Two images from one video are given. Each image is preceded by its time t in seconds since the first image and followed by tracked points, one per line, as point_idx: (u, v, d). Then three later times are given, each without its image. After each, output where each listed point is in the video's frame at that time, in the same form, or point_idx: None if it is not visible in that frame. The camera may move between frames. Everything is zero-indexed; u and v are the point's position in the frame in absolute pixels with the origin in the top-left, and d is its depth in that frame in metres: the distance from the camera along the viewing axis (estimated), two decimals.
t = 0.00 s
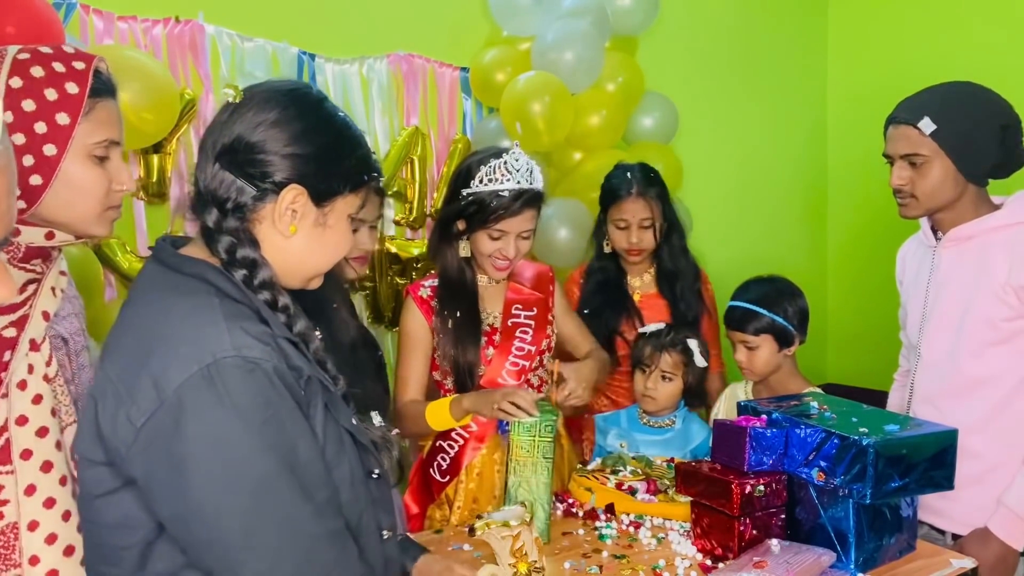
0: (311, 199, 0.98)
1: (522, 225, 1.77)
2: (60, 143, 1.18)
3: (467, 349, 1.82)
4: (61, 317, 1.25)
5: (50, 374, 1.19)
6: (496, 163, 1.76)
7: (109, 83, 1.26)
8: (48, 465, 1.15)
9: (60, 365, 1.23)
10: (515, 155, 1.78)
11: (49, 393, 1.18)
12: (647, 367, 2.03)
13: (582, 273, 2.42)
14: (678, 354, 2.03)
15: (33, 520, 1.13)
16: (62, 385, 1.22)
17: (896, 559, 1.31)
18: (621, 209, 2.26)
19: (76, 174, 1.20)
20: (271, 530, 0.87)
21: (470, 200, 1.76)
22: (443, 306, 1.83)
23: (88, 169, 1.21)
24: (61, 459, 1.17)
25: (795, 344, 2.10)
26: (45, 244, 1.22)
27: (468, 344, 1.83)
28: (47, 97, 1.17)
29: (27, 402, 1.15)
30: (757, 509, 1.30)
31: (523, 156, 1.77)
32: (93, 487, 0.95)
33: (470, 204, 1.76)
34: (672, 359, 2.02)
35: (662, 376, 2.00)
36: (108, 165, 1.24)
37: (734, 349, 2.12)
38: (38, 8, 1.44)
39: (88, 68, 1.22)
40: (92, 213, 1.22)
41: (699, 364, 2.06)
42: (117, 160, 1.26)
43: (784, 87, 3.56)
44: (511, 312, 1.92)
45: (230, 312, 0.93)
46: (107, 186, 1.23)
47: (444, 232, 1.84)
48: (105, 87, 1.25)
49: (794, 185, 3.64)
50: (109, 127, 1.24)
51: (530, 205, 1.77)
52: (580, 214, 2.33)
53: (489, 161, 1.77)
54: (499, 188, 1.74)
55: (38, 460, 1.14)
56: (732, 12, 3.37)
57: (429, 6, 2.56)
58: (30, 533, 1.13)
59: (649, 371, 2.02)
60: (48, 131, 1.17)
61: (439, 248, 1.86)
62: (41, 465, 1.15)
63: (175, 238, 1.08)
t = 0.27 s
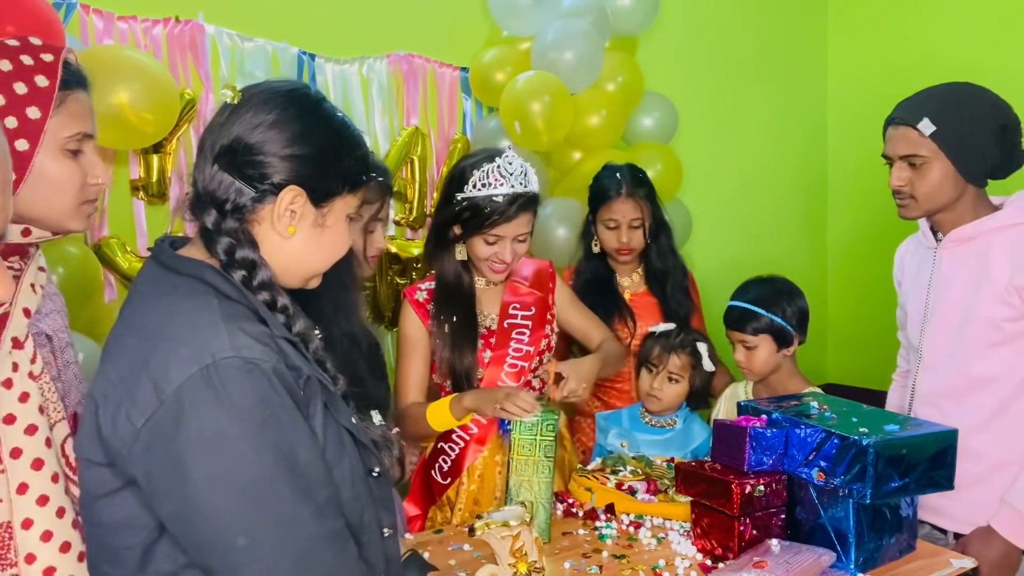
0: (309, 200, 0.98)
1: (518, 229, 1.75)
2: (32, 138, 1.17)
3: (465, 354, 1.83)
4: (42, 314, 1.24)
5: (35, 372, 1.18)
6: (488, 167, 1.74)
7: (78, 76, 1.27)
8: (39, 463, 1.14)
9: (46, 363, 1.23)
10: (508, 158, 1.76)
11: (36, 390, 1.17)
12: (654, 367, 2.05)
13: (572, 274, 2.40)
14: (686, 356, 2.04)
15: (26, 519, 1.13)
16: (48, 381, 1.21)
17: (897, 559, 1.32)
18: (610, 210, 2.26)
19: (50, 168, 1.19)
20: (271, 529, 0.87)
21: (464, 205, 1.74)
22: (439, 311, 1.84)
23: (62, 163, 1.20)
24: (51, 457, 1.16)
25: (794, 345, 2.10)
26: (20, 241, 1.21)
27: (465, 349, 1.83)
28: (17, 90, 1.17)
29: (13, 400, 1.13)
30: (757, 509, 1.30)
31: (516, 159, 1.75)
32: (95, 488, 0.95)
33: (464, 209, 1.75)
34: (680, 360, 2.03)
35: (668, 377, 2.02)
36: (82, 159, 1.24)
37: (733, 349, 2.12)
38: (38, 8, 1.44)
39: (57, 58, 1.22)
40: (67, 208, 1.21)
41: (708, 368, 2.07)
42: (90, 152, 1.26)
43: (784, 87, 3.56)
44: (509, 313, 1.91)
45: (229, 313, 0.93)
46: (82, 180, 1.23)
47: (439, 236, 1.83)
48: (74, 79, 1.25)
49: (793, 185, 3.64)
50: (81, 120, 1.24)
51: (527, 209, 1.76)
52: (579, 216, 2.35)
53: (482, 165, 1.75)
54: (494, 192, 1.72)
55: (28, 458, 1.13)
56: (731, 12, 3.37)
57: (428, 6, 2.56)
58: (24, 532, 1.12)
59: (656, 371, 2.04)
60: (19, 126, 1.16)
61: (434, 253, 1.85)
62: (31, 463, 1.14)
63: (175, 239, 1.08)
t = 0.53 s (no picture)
0: (309, 200, 0.98)
1: (515, 232, 1.75)
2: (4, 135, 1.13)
3: (462, 356, 1.84)
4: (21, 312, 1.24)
5: (19, 372, 1.13)
6: (483, 171, 1.74)
7: (44, 65, 1.22)
8: (31, 463, 1.09)
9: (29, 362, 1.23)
10: (503, 161, 1.75)
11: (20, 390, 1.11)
12: (647, 370, 2.03)
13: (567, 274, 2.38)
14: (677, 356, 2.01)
15: (20, 520, 1.09)
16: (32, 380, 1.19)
17: (897, 559, 1.32)
18: (605, 209, 2.24)
19: (24, 165, 1.18)
20: (271, 529, 0.87)
21: (460, 210, 1.75)
22: (437, 314, 1.84)
23: (34, 158, 1.19)
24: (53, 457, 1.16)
25: (794, 344, 2.09)
26: None
27: (462, 350, 1.84)
28: None
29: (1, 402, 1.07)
30: (757, 509, 1.30)
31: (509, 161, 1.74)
32: (96, 487, 0.95)
33: (460, 214, 1.75)
34: (670, 361, 2.00)
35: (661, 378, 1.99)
36: (53, 152, 1.23)
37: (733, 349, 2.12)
38: (37, 8, 1.43)
39: (22, 49, 1.17)
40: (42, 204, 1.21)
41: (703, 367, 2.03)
42: (60, 144, 1.25)
43: (784, 86, 3.56)
44: (507, 312, 1.90)
45: (230, 313, 0.93)
46: (54, 174, 1.23)
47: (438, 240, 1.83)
48: (40, 69, 1.21)
49: (793, 185, 3.64)
50: (51, 111, 1.21)
51: (523, 212, 1.75)
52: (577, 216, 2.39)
53: (477, 168, 1.75)
54: (489, 197, 1.72)
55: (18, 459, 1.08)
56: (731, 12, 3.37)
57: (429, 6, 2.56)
58: (19, 533, 1.09)
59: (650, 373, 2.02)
60: None
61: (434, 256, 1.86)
62: (23, 463, 1.09)
63: (175, 239, 1.09)
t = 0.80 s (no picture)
0: (305, 200, 0.98)
1: (518, 236, 1.75)
2: None
3: (463, 356, 1.83)
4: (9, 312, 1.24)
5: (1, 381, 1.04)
6: (486, 176, 1.73)
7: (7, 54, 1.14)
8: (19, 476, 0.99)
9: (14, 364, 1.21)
10: (507, 165, 1.76)
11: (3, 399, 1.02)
12: (644, 370, 2.03)
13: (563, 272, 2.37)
14: (673, 352, 2.00)
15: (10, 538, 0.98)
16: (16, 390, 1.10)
17: (896, 559, 1.32)
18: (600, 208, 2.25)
19: None
20: (269, 529, 0.87)
21: (463, 214, 1.74)
22: (440, 313, 1.84)
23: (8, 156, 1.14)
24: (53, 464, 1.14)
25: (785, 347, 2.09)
26: None
27: (463, 350, 1.83)
28: None
29: None
30: (757, 509, 1.30)
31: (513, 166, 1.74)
32: (95, 487, 0.95)
33: (464, 218, 1.74)
34: (666, 358, 1.99)
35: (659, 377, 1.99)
36: (24, 148, 1.18)
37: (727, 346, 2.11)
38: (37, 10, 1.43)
39: None
40: (18, 200, 1.15)
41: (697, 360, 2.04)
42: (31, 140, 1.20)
43: (783, 86, 3.56)
44: (510, 310, 1.90)
45: (228, 313, 0.93)
46: (28, 171, 1.17)
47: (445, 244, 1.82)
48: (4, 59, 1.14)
49: (793, 185, 3.64)
50: (18, 104, 1.13)
51: (527, 216, 1.75)
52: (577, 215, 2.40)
53: (480, 173, 1.75)
54: (492, 201, 1.71)
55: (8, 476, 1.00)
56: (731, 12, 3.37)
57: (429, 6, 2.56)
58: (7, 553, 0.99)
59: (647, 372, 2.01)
60: None
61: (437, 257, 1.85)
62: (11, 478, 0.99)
63: (173, 239, 1.08)
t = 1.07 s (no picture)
0: (307, 199, 0.98)
1: (532, 244, 1.77)
2: (34, 138, 1.14)
3: (471, 355, 1.83)
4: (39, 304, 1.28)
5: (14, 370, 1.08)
6: (504, 182, 1.73)
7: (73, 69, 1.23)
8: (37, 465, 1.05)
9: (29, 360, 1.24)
10: (525, 173, 1.75)
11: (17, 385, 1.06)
12: (647, 376, 2.02)
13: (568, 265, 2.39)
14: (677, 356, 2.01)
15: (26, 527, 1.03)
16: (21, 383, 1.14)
17: (896, 559, 1.32)
18: (609, 200, 2.29)
19: (54, 167, 1.17)
20: (269, 527, 0.87)
21: (479, 218, 1.75)
22: (450, 312, 1.84)
23: (65, 162, 1.18)
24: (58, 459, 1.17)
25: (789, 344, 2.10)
26: (27, 237, 1.20)
27: (471, 350, 1.83)
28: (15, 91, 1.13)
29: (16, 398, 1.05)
30: (757, 509, 1.30)
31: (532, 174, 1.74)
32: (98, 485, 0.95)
33: (479, 222, 1.75)
34: (671, 362, 2.00)
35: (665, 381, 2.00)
36: (83, 154, 1.22)
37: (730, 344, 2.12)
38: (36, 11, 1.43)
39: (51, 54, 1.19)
40: (74, 203, 1.20)
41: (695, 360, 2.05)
42: (90, 147, 1.24)
43: (783, 86, 3.56)
44: (519, 309, 1.90)
45: (229, 312, 0.93)
46: (84, 175, 1.21)
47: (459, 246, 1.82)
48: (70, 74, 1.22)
49: (793, 185, 3.64)
50: (80, 115, 1.21)
51: (542, 225, 1.76)
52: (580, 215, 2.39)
53: (498, 179, 1.74)
54: (510, 209, 1.72)
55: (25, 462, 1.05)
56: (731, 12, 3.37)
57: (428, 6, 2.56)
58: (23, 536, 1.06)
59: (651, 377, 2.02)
60: (20, 127, 1.14)
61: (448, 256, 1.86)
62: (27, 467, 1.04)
63: (176, 239, 1.08)
